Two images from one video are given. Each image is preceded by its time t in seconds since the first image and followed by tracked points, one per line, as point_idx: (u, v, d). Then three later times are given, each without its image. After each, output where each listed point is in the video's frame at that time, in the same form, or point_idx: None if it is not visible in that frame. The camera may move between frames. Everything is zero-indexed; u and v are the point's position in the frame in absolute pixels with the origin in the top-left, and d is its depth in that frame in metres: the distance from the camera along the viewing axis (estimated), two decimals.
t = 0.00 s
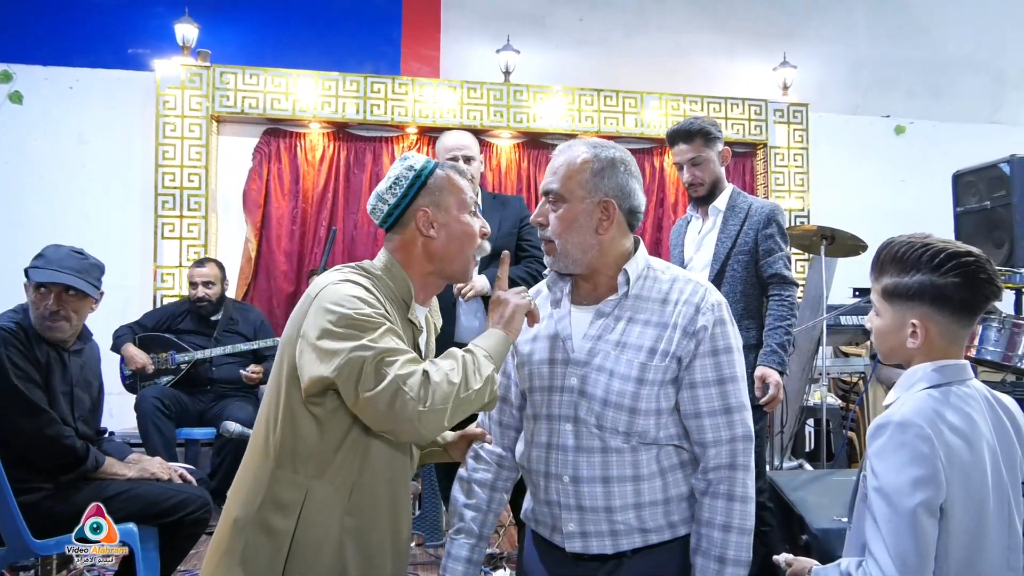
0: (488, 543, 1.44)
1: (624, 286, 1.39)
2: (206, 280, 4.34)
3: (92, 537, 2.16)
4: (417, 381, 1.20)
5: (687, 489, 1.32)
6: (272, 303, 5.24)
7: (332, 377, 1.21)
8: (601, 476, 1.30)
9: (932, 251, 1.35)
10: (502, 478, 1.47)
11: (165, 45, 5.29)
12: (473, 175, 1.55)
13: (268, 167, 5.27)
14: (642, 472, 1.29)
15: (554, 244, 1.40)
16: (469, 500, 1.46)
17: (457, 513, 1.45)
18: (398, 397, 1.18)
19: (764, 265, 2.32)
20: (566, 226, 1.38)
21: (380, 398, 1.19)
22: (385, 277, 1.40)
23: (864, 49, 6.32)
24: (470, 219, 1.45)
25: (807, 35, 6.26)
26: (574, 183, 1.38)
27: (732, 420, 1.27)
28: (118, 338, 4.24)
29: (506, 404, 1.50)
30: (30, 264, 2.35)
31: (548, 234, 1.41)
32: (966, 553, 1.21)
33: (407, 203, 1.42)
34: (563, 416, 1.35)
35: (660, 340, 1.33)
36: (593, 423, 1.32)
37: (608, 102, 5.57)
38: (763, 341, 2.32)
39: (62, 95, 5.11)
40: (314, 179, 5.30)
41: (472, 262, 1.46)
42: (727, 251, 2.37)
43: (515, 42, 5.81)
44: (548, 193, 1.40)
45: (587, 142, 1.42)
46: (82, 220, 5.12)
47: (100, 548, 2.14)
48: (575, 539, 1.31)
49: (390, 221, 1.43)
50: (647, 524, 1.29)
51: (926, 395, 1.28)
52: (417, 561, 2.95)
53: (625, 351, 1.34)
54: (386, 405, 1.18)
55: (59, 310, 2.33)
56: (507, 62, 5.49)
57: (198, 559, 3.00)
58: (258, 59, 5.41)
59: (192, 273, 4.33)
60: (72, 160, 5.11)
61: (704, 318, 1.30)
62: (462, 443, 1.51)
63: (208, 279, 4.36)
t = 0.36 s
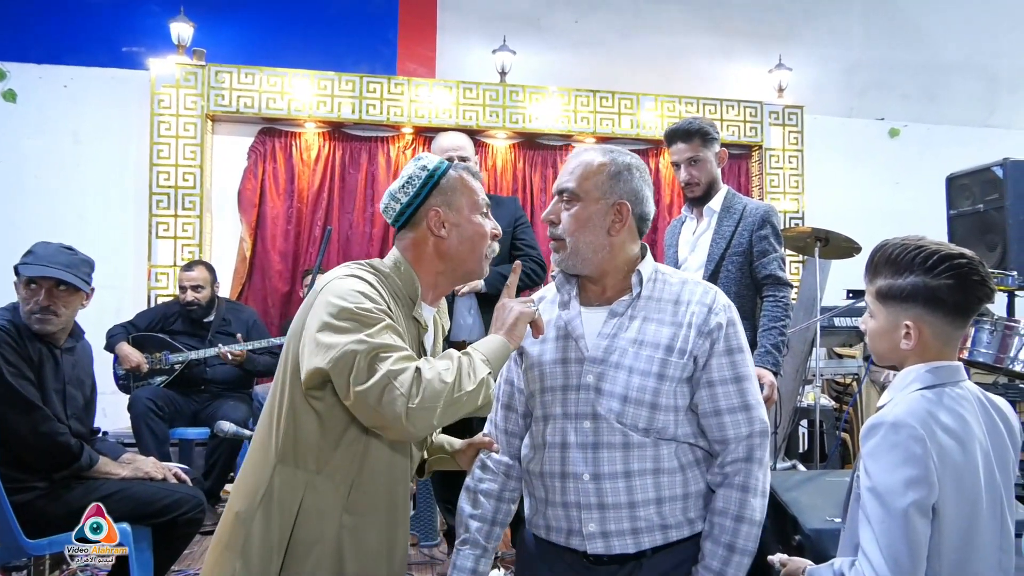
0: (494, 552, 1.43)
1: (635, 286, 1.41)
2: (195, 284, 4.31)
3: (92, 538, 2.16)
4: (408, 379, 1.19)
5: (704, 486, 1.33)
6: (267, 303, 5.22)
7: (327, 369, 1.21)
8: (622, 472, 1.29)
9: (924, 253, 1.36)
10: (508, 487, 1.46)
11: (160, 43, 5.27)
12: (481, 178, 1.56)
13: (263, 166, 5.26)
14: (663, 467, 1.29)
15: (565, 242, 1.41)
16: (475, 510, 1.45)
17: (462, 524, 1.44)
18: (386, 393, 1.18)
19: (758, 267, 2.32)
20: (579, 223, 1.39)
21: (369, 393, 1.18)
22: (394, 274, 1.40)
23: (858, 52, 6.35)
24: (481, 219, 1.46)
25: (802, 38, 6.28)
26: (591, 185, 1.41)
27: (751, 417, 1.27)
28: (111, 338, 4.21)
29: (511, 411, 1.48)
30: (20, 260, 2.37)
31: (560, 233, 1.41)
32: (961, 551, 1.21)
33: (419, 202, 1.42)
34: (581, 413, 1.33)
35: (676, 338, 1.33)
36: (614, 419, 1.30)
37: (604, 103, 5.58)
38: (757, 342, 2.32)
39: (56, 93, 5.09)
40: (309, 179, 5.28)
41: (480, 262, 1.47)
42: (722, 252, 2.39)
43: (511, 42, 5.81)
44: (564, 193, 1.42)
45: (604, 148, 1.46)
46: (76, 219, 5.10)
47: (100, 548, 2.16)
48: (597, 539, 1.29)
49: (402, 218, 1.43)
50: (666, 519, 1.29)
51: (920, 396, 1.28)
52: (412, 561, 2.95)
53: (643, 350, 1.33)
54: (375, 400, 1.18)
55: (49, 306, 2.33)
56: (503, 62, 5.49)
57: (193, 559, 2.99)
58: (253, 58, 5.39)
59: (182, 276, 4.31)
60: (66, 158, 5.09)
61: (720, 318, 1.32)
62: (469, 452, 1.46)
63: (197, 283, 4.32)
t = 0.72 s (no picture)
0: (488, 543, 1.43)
1: (647, 284, 1.41)
2: (186, 287, 4.23)
3: (92, 538, 2.13)
4: (379, 393, 1.15)
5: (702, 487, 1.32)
6: (262, 301, 5.21)
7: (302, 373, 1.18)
8: (618, 467, 1.28)
9: (922, 252, 1.37)
10: (506, 479, 1.46)
11: (155, 41, 5.25)
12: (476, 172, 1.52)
13: (258, 163, 5.24)
14: (660, 464, 1.28)
15: (584, 236, 1.42)
16: (471, 498, 1.45)
17: (456, 512, 1.44)
18: (357, 403, 1.14)
19: (754, 266, 2.33)
20: (600, 218, 1.40)
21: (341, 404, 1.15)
22: (376, 268, 1.39)
23: (853, 52, 6.36)
24: (461, 219, 1.41)
25: (798, 37, 6.29)
26: (614, 180, 1.41)
27: (765, 421, 1.26)
28: (106, 335, 4.21)
29: (512, 401, 1.50)
30: (7, 257, 2.38)
31: (580, 227, 1.42)
32: (953, 547, 1.22)
33: (396, 192, 1.42)
34: (582, 405, 1.33)
35: (683, 337, 1.32)
36: (613, 413, 1.30)
37: (600, 101, 5.57)
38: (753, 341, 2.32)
39: (50, 90, 5.06)
40: (305, 177, 5.27)
41: (454, 261, 1.43)
42: (717, 251, 2.38)
43: (507, 41, 5.81)
44: (585, 186, 1.43)
45: (627, 144, 1.47)
46: (70, 216, 5.07)
47: (100, 548, 2.13)
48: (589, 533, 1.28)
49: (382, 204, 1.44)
50: (659, 512, 1.28)
51: (917, 394, 1.29)
52: (407, 558, 2.95)
53: (649, 346, 1.33)
54: (346, 410, 1.15)
55: (42, 300, 2.36)
56: (499, 60, 5.47)
57: (187, 557, 2.99)
58: (248, 56, 5.37)
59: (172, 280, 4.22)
60: (60, 156, 5.07)
61: (733, 323, 1.31)
62: (468, 444, 1.51)
63: (188, 286, 4.25)
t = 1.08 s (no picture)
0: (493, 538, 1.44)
1: (657, 288, 1.40)
2: (200, 279, 4.31)
3: (92, 537, 2.10)
4: (352, 422, 1.07)
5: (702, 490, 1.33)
6: (261, 299, 5.21)
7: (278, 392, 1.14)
8: (614, 470, 1.28)
9: (927, 250, 1.38)
10: (512, 472, 1.46)
11: (154, 38, 5.24)
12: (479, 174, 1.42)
13: (258, 161, 5.24)
14: (654, 468, 1.29)
15: (615, 238, 1.42)
16: (477, 492, 1.45)
17: (463, 505, 1.45)
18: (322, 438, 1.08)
19: (754, 263, 2.33)
20: (632, 221, 1.41)
21: (318, 427, 1.09)
22: (360, 272, 1.34)
23: (852, 50, 6.37)
24: (451, 224, 1.35)
25: (797, 35, 6.29)
26: (651, 183, 1.42)
27: (767, 433, 1.28)
28: (107, 331, 4.18)
29: (518, 394, 1.51)
30: None
31: (612, 227, 1.43)
32: (950, 548, 1.22)
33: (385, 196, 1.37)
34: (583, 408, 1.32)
35: (687, 344, 1.33)
36: (613, 419, 1.30)
37: (599, 99, 5.57)
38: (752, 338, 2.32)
39: (49, 87, 5.05)
40: (304, 174, 5.27)
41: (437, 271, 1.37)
42: (717, 249, 2.39)
43: (506, 38, 5.81)
44: (620, 187, 1.43)
45: (662, 145, 1.47)
46: (68, 214, 5.07)
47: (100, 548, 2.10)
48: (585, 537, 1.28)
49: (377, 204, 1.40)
50: (657, 518, 1.29)
51: (920, 391, 1.29)
52: (407, 555, 2.96)
53: (654, 351, 1.33)
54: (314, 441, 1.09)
55: (34, 287, 2.45)
56: (499, 58, 5.48)
57: (187, 554, 2.99)
58: (247, 53, 5.36)
59: (184, 272, 4.30)
60: (59, 153, 5.06)
61: (741, 330, 1.32)
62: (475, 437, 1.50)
63: (201, 278, 4.33)
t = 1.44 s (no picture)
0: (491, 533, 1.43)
1: (660, 285, 1.41)
2: (215, 275, 4.39)
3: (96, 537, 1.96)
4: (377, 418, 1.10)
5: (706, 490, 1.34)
6: (260, 298, 5.21)
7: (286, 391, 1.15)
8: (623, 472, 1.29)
9: (930, 248, 1.38)
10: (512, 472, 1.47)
11: (153, 38, 5.24)
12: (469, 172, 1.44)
13: (257, 160, 5.24)
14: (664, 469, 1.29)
15: (630, 239, 1.41)
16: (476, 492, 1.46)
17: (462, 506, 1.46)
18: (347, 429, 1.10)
19: (753, 262, 2.34)
20: (646, 222, 1.41)
21: (342, 427, 1.11)
22: (354, 271, 1.35)
23: (851, 49, 6.38)
24: (440, 221, 1.36)
25: (795, 34, 6.30)
26: (664, 183, 1.42)
27: (785, 423, 1.26)
28: (116, 324, 4.19)
29: (516, 392, 1.51)
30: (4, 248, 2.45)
31: (628, 228, 1.41)
32: (952, 544, 1.23)
33: (378, 189, 1.38)
34: (590, 409, 1.33)
35: (693, 341, 1.34)
36: (620, 420, 1.30)
37: (598, 98, 5.58)
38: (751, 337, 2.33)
39: (48, 86, 5.05)
40: (303, 173, 5.27)
41: (428, 268, 1.37)
42: (717, 247, 2.39)
43: (505, 38, 5.81)
44: (637, 187, 1.42)
45: (669, 139, 1.47)
46: (67, 213, 5.06)
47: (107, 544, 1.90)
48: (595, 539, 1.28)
49: (371, 198, 1.39)
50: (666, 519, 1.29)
51: (921, 388, 1.30)
52: (406, 553, 2.96)
53: (661, 350, 1.34)
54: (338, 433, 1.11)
55: (51, 283, 2.53)
56: (498, 57, 5.48)
57: (186, 553, 2.99)
58: (246, 53, 5.36)
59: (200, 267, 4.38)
60: (58, 152, 5.06)
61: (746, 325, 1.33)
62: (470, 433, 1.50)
63: (216, 274, 4.41)
